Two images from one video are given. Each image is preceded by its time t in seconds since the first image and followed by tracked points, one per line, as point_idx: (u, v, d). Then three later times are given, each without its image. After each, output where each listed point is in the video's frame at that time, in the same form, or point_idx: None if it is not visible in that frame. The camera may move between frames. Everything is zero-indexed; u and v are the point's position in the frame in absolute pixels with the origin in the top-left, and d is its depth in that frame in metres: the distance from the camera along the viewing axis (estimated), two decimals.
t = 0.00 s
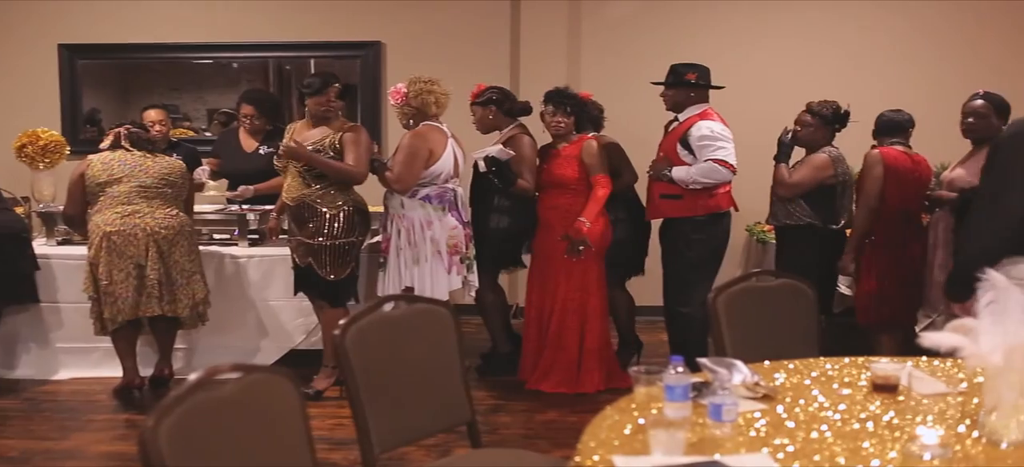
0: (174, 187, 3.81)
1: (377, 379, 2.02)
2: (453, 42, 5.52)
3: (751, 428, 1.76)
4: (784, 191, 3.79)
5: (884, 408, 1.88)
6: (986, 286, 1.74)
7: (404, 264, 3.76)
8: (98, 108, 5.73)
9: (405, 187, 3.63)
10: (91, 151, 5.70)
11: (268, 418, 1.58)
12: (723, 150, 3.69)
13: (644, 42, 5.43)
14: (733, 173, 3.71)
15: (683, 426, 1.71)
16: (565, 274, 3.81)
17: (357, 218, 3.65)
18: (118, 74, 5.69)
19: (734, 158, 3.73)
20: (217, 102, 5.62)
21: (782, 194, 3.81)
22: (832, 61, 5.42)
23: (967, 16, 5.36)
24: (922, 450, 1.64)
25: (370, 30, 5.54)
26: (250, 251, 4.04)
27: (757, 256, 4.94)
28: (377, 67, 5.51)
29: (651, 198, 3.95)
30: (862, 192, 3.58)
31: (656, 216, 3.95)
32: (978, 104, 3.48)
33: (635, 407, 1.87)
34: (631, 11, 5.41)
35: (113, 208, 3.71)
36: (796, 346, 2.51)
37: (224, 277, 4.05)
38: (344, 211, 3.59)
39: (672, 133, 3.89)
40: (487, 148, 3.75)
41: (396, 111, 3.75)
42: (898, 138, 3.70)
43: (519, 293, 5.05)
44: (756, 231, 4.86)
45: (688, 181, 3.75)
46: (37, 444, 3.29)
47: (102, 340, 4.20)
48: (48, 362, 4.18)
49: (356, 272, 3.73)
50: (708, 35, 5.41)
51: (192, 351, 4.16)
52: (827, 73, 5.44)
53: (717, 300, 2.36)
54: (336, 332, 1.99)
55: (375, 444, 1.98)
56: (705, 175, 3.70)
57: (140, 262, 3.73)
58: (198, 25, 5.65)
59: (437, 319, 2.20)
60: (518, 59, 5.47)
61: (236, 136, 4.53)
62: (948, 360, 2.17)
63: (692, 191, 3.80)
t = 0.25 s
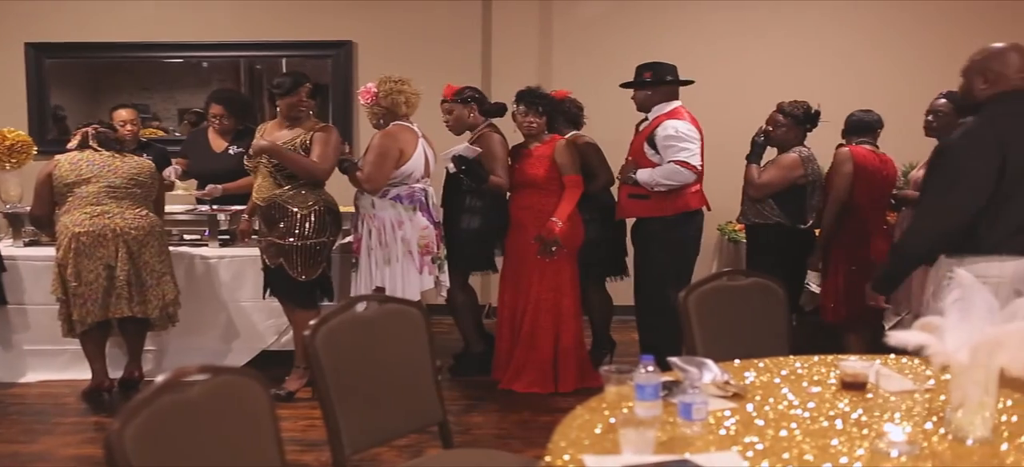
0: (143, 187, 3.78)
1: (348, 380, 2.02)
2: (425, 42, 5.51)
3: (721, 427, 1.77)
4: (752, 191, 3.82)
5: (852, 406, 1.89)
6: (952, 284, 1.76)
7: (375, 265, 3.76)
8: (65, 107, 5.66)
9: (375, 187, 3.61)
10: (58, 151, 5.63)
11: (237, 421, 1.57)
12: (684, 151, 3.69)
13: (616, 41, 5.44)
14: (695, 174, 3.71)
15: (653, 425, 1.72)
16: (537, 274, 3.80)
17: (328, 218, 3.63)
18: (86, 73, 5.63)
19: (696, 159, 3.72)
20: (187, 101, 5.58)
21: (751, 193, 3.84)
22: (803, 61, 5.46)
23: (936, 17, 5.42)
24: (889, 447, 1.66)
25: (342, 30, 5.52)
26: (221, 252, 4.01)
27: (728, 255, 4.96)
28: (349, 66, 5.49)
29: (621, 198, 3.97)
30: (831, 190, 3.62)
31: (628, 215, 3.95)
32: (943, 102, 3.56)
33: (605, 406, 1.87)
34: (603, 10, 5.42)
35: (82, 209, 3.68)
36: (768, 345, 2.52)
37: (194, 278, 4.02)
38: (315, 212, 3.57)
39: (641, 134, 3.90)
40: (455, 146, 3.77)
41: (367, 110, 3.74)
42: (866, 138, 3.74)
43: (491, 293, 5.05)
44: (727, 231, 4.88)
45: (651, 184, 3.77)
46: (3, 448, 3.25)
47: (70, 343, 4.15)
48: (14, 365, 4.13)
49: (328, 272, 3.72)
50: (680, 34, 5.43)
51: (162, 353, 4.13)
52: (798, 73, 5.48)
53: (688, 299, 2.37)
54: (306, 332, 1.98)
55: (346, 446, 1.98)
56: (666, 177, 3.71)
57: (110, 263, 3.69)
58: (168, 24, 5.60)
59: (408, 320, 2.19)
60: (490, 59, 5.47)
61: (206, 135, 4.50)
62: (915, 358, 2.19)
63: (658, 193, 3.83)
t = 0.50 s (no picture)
0: (112, 188, 3.75)
1: (318, 381, 2.01)
2: (398, 43, 5.50)
3: (692, 427, 1.78)
4: (726, 192, 3.82)
5: (822, 404, 1.90)
6: (918, 284, 1.78)
7: (347, 265, 3.75)
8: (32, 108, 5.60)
9: (346, 186, 3.61)
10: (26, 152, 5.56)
11: (206, 424, 1.56)
12: (638, 151, 3.71)
13: (589, 41, 5.45)
14: (647, 174, 3.72)
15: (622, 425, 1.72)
16: (509, 274, 3.80)
17: (299, 218, 3.62)
18: (54, 73, 5.56)
19: (651, 159, 3.72)
20: (158, 101, 5.53)
21: (723, 194, 3.86)
22: (774, 62, 5.49)
23: (906, 19, 5.48)
24: (857, 445, 1.67)
25: (314, 30, 5.49)
26: (192, 253, 3.98)
27: (700, 255, 4.99)
28: (321, 67, 5.47)
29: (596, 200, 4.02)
30: (803, 190, 3.65)
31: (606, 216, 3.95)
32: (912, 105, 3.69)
33: (577, 407, 1.87)
34: (577, 11, 5.42)
35: (50, 210, 3.64)
36: (739, 345, 2.53)
37: (165, 280, 3.99)
38: (286, 212, 3.56)
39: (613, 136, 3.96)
40: (433, 146, 3.75)
41: (337, 111, 3.73)
42: (836, 138, 3.77)
43: (464, 293, 5.05)
44: (700, 231, 4.90)
45: (611, 187, 3.82)
46: None
47: (38, 345, 4.11)
48: None
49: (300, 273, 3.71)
50: (654, 34, 5.45)
51: (133, 355, 4.10)
52: (770, 74, 5.52)
53: (660, 299, 2.38)
54: (276, 334, 1.97)
55: (317, 448, 1.97)
56: (619, 178, 3.76)
57: (79, 265, 3.66)
58: (137, 24, 5.55)
59: (378, 321, 2.19)
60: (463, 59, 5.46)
61: (175, 136, 4.47)
62: (883, 357, 2.21)
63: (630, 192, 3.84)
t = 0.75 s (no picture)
0: (81, 189, 3.71)
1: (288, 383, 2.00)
2: (371, 43, 5.48)
3: (662, 427, 1.78)
4: (702, 193, 3.83)
5: (790, 403, 1.92)
6: (883, 283, 1.80)
7: (319, 267, 3.74)
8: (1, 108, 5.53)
9: (318, 188, 3.59)
10: None
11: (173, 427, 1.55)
12: (599, 154, 3.70)
13: (563, 41, 5.46)
14: (608, 177, 3.71)
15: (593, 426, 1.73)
16: (481, 275, 3.80)
17: (272, 219, 3.60)
18: (23, 73, 5.50)
19: (612, 162, 3.71)
20: (130, 102, 5.49)
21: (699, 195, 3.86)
22: (747, 63, 5.52)
23: (879, 20, 5.52)
24: (825, 444, 1.68)
25: (286, 30, 5.47)
26: (163, 254, 3.95)
27: (674, 255, 5.01)
28: (294, 68, 5.45)
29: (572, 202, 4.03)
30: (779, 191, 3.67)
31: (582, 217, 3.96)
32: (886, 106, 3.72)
33: (547, 407, 1.88)
34: (551, 10, 5.43)
35: (18, 212, 3.61)
36: (710, 344, 2.54)
37: (137, 282, 3.96)
38: (259, 213, 3.54)
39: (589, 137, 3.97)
40: (406, 150, 3.76)
41: (308, 112, 3.73)
42: (806, 140, 3.80)
43: (439, 294, 5.04)
44: (673, 231, 4.91)
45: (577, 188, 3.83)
46: None
47: (7, 348, 4.07)
48: None
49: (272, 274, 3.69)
50: (627, 35, 5.46)
51: (104, 357, 4.06)
52: (744, 74, 5.54)
53: (631, 299, 2.39)
54: (245, 335, 1.96)
55: (287, 449, 1.96)
56: (581, 180, 3.76)
57: (48, 267, 3.63)
58: (108, 24, 5.50)
59: (349, 322, 2.18)
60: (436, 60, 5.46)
61: (146, 136, 4.44)
62: (851, 356, 2.22)
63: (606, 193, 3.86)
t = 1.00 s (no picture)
0: (49, 191, 3.68)
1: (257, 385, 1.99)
2: (343, 45, 5.47)
3: (632, 428, 1.79)
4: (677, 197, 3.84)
5: (758, 402, 1.93)
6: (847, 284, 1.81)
7: (290, 269, 3.72)
8: None
9: (289, 189, 3.58)
10: None
11: (139, 431, 1.54)
12: (582, 154, 3.70)
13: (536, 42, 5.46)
14: (591, 178, 3.72)
15: (563, 426, 1.74)
16: (453, 277, 3.80)
17: (243, 221, 3.59)
18: None
19: (594, 163, 3.72)
20: (102, 103, 5.44)
21: (673, 197, 3.86)
22: (718, 64, 5.56)
23: (851, 21, 5.57)
24: (792, 444, 1.70)
25: (258, 31, 5.44)
26: (134, 256, 3.92)
27: (647, 256, 5.03)
28: (266, 68, 5.42)
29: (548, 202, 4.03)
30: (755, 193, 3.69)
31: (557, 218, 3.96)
32: (857, 108, 3.73)
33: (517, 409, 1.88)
34: (525, 11, 5.43)
35: None
36: (681, 345, 2.55)
37: (107, 283, 3.92)
38: (230, 215, 3.52)
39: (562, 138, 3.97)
40: (381, 152, 3.76)
41: (280, 113, 3.72)
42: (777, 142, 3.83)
43: (412, 295, 5.03)
44: (646, 232, 4.93)
45: (557, 189, 3.82)
46: None
47: None
48: None
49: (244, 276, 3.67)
50: (601, 35, 5.48)
51: (73, 360, 4.02)
52: (717, 75, 5.58)
53: (602, 300, 2.39)
54: (214, 338, 1.95)
55: (256, 452, 1.95)
56: (563, 181, 3.76)
57: (16, 270, 3.60)
58: (78, 24, 5.45)
59: (318, 324, 2.18)
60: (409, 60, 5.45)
61: (117, 138, 4.41)
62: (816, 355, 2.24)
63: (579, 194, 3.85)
